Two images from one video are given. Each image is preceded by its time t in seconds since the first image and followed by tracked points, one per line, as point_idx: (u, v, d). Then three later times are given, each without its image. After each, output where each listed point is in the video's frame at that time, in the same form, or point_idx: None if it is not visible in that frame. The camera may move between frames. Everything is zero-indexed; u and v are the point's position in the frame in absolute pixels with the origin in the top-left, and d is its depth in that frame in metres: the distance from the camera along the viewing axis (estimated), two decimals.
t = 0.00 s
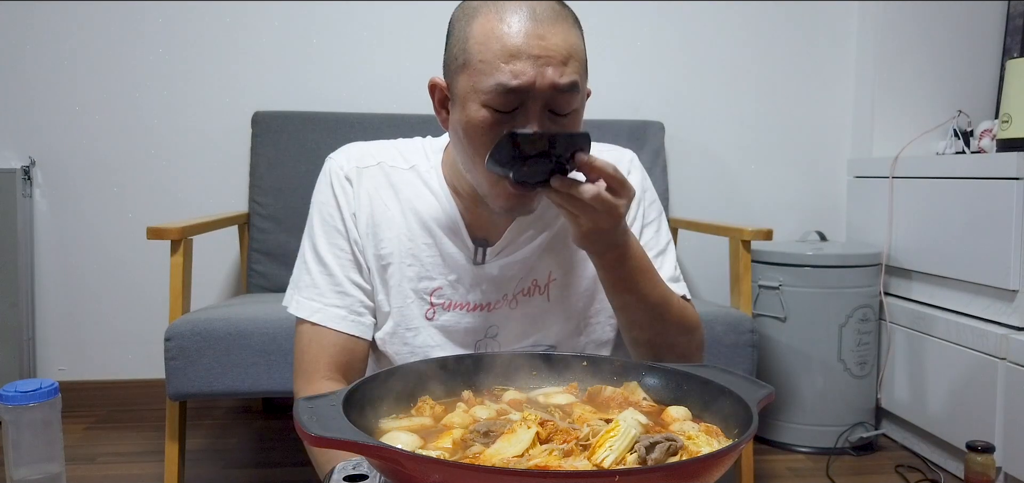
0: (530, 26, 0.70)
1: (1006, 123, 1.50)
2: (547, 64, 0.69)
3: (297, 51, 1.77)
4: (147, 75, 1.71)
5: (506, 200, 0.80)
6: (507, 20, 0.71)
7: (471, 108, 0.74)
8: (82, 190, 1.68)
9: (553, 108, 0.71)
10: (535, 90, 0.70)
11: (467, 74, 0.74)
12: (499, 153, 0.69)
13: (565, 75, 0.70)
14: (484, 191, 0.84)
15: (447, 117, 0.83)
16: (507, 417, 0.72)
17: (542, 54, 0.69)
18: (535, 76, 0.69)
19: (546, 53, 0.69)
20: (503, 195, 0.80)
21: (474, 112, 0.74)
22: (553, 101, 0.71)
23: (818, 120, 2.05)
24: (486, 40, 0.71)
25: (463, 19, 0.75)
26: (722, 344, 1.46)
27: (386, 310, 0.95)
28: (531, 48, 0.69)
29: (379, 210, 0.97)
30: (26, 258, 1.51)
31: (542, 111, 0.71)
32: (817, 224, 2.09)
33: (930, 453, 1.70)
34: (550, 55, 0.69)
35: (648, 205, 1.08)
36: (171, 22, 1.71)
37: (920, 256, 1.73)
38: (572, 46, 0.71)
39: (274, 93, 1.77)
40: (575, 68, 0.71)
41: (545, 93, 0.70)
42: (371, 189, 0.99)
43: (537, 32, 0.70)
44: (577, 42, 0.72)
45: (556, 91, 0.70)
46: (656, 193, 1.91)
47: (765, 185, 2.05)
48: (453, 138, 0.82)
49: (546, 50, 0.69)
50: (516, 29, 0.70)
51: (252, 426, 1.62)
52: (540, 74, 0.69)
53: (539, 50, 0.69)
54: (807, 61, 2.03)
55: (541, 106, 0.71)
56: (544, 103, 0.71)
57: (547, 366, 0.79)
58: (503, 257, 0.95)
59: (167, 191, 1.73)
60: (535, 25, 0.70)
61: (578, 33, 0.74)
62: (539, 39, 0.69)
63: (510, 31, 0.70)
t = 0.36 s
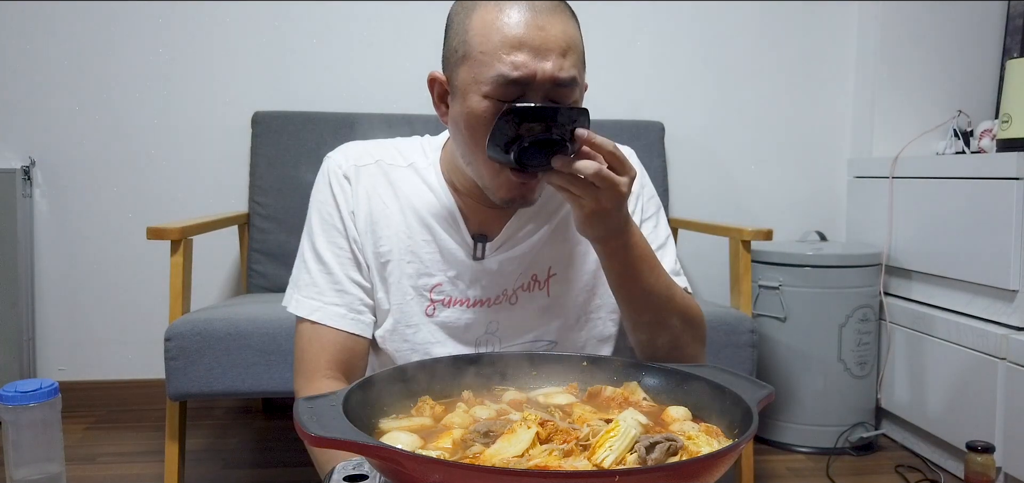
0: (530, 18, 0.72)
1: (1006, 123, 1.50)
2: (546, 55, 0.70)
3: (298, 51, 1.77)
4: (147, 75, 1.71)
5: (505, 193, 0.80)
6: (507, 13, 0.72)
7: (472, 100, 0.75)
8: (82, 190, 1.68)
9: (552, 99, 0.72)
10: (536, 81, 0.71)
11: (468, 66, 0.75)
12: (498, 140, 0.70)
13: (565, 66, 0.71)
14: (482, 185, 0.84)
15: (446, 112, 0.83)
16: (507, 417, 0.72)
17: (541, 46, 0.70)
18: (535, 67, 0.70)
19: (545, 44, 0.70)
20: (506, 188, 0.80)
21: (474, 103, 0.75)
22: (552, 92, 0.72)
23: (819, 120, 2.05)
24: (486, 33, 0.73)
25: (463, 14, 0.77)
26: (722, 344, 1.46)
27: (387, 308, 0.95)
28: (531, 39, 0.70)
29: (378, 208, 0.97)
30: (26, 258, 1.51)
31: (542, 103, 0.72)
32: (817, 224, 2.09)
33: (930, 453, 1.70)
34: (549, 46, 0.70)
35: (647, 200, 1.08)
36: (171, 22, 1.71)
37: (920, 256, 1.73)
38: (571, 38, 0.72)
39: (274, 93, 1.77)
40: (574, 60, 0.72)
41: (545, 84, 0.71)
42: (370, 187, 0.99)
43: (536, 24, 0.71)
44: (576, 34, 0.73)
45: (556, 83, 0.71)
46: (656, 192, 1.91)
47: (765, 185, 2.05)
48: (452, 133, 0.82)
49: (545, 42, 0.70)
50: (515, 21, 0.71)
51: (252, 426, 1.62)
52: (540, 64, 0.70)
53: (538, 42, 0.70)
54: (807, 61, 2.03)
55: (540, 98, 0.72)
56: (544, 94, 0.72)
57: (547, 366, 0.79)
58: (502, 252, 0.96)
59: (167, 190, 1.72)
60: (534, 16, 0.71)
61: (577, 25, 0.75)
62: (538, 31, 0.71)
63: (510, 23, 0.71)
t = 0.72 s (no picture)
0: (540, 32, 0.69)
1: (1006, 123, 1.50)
2: (557, 75, 0.69)
3: (298, 51, 1.77)
4: (147, 76, 1.71)
5: (512, 204, 0.81)
6: (516, 27, 0.69)
7: (481, 114, 0.74)
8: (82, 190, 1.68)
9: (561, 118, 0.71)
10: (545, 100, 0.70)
11: (478, 80, 0.73)
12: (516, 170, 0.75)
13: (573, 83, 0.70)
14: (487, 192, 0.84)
15: (450, 119, 0.82)
16: (507, 417, 0.72)
17: (554, 65, 0.69)
18: (548, 86, 0.69)
19: (557, 62, 0.69)
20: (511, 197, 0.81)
21: (483, 118, 0.74)
22: (560, 110, 0.71)
23: (818, 120, 2.05)
24: (496, 48, 0.70)
25: (468, 20, 0.74)
26: (722, 344, 1.46)
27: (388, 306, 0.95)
28: (544, 59, 0.68)
29: (375, 207, 0.97)
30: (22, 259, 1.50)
31: (549, 119, 0.72)
32: (817, 224, 2.09)
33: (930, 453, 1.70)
34: (560, 66, 0.69)
35: (643, 199, 1.08)
36: (171, 23, 1.71)
37: (920, 256, 1.73)
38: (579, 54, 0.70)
39: (274, 94, 1.77)
40: (581, 75, 0.71)
41: (553, 102, 0.70)
42: (366, 187, 0.98)
43: (547, 41, 0.69)
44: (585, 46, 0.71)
45: (566, 102, 0.70)
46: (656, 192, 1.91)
47: (765, 185, 2.05)
48: (457, 141, 0.81)
49: (557, 61, 0.69)
50: (526, 38, 0.69)
51: (252, 426, 1.62)
52: (552, 83, 0.69)
53: (552, 60, 0.69)
54: (807, 62, 2.03)
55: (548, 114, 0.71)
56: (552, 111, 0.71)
57: (547, 365, 0.79)
58: (501, 249, 0.96)
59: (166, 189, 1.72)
60: (546, 31, 0.69)
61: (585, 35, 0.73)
62: (549, 48, 0.68)
63: (518, 39, 0.69)
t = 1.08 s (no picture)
0: (525, 19, 0.68)
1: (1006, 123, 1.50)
2: (545, 59, 0.67)
3: (298, 51, 1.77)
4: (147, 76, 1.71)
5: (509, 195, 0.79)
6: (500, 14, 0.69)
7: (471, 105, 0.72)
8: (82, 190, 1.68)
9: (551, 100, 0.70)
10: (534, 85, 0.68)
11: (465, 71, 0.72)
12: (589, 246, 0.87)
13: (562, 66, 0.68)
14: (483, 187, 0.83)
15: (443, 117, 0.81)
16: (507, 417, 0.72)
17: (544, 49, 0.67)
18: (536, 70, 0.67)
19: (545, 47, 0.67)
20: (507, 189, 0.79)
21: (474, 108, 0.72)
22: (551, 94, 0.70)
23: (819, 120, 2.05)
24: (481, 37, 0.69)
25: (454, 15, 0.73)
26: (721, 343, 1.46)
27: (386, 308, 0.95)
28: (533, 43, 0.67)
29: (374, 210, 0.96)
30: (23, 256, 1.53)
31: (540, 104, 0.70)
32: (817, 224, 2.09)
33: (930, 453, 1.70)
34: (548, 50, 0.67)
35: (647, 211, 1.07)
36: (171, 23, 1.71)
37: (920, 257, 1.73)
38: (566, 40, 0.69)
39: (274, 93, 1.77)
40: (570, 58, 0.69)
41: (544, 85, 0.69)
42: (364, 189, 0.98)
43: (535, 27, 0.68)
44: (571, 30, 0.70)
45: (555, 85, 0.69)
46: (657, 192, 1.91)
47: (766, 185, 2.05)
48: (452, 138, 0.80)
49: (545, 45, 0.67)
50: (514, 25, 0.68)
51: (252, 426, 1.62)
52: (541, 67, 0.67)
53: (541, 45, 0.67)
54: (807, 62, 2.03)
55: (539, 99, 0.70)
56: (542, 96, 0.69)
57: (547, 366, 0.79)
58: (500, 252, 0.95)
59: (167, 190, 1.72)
60: (534, 18, 0.68)
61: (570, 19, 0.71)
62: (535, 32, 0.67)
63: (504, 26, 0.68)
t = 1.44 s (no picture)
0: None
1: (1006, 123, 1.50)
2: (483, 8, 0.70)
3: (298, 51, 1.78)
4: (146, 76, 1.71)
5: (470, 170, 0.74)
6: None
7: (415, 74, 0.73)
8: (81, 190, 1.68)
9: (487, 48, 0.70)
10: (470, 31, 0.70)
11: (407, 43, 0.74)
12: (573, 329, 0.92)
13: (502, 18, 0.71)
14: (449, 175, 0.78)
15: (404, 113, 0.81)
16: (506, 417, 0.72)
17: None
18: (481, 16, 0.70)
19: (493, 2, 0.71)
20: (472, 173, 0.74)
21: (419, 75, 0.72)
22: (486, 45, 0.70)
23: (819, 120, 2.05)
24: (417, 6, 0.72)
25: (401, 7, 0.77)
26: (720, 343, 1.46)
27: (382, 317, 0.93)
28: None
29: (365, 220, 0.94)
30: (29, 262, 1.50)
31: (480, 56, 0.70)
32: (817, 224, 2.09)
33: (930, 454, 1.70)
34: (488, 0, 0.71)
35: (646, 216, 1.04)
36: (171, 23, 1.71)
37: (920, 257, 1.73)
38: None
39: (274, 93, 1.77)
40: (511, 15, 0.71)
41: (480, 34, 0.70)
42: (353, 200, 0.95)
43: None
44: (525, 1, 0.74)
45: (487, 31, 0.70)
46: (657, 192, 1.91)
47: (766, 185, 2.05)
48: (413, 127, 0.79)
49: None
50: None
51: (251, 426, 1.62)
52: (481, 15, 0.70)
53: None
54: (808, 62, 2.03)
55: (479, 49, 0.70)
56: (480, 45, 0.70)
57: (548, 366, 0.79)
58: (497, 252, 0.93)
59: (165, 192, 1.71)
60: None
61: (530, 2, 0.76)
62: None
63: None
